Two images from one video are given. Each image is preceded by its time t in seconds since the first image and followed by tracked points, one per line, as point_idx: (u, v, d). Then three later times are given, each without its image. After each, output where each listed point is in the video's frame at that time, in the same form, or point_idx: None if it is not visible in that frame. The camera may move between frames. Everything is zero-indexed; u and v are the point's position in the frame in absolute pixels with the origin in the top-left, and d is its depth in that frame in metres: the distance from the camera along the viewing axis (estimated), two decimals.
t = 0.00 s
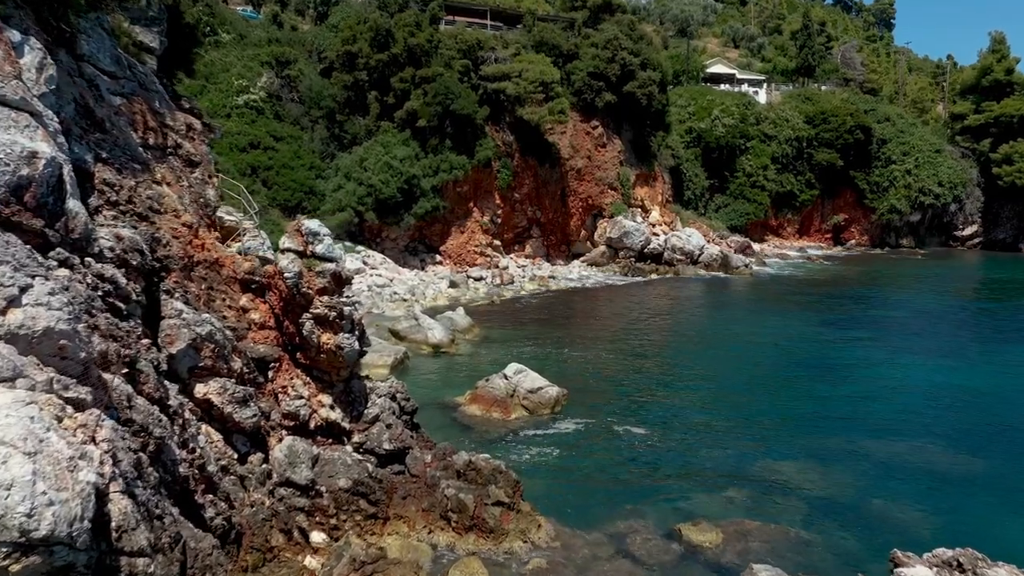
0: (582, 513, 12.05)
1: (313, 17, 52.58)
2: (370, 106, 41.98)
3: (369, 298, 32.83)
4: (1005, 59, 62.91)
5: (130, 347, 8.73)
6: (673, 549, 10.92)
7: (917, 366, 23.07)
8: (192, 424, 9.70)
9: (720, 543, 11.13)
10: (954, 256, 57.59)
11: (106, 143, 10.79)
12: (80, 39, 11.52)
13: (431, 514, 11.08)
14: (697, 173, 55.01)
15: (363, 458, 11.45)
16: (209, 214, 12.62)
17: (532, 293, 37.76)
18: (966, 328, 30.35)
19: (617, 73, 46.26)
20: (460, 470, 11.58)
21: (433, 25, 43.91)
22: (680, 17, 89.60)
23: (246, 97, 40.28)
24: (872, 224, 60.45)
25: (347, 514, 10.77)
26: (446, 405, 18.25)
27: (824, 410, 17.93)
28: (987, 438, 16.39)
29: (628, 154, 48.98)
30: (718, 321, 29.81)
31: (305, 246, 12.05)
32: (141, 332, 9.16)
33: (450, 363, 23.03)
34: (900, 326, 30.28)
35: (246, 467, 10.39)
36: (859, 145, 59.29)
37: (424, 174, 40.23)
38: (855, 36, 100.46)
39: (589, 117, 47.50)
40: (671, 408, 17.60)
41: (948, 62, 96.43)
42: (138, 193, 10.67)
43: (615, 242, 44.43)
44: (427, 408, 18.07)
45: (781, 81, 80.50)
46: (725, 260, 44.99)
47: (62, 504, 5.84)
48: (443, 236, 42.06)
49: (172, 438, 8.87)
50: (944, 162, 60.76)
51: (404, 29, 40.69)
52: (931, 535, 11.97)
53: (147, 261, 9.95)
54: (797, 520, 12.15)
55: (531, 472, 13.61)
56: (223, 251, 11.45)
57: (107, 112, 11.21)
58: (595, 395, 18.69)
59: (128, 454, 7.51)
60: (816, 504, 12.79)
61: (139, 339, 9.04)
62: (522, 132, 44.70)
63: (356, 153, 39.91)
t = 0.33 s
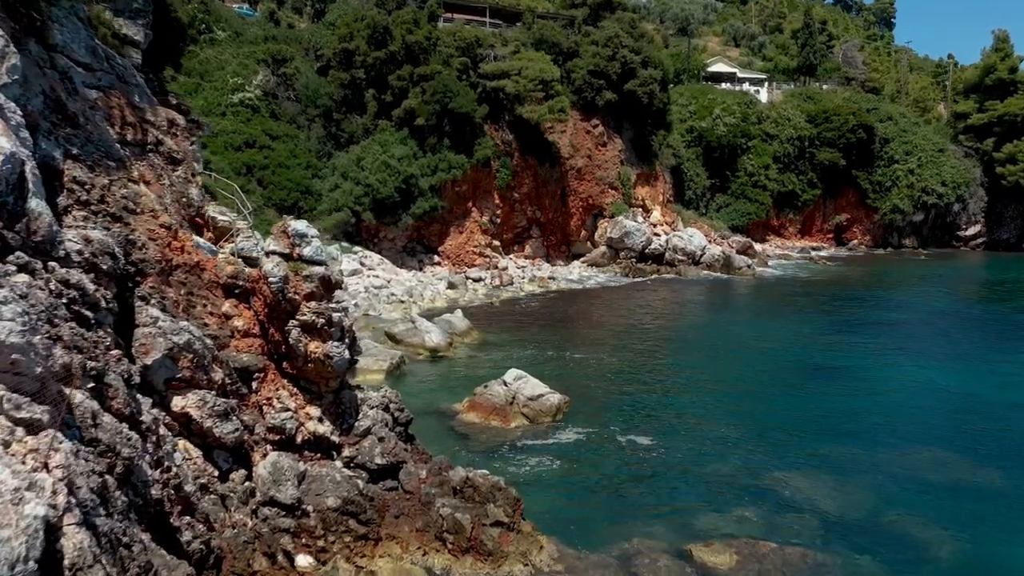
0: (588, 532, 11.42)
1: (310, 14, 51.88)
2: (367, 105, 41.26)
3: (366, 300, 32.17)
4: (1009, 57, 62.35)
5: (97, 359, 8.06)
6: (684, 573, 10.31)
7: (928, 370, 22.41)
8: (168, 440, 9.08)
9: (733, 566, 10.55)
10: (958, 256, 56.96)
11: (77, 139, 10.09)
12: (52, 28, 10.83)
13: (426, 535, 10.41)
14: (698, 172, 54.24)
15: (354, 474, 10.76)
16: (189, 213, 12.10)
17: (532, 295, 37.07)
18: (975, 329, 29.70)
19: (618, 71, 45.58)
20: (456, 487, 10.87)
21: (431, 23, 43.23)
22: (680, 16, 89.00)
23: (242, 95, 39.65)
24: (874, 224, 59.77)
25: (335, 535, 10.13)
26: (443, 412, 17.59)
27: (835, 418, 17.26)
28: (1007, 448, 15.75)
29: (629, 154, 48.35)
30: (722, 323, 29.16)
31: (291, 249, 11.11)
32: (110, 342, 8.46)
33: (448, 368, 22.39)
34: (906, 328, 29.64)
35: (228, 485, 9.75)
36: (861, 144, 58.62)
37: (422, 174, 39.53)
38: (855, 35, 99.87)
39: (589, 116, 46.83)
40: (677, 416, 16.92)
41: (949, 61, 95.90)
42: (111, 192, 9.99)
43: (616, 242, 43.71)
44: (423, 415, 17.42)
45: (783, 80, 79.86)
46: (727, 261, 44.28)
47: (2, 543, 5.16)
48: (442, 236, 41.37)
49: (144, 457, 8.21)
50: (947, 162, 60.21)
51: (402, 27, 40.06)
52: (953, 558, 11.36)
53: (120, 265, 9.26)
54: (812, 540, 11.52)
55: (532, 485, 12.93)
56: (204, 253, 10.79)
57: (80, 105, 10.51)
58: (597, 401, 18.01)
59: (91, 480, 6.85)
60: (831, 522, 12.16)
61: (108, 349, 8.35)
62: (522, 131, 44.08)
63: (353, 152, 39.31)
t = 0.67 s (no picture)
0: (592, 552, 10.81)
1: (307, 12, 51.22)
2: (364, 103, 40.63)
3: (362, 302, 31.50)
4: (1012, 56, 61.79)
5: (60, 373, 7.40)
6: None
7: (938, 374, 21.71)
8: (142, 458, 8.43)
9: None
10: (962, 257, 56.33)
11: (45, 133, 9.41)
12: (22, 16, 10.15)
13: (420, 557, 9.75)
14: (699, 172, 53.60)
15: (343, 492, 10.10)
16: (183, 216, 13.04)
17: (531, 296, 36.43)
18: (983, 331, 29.11)
19: (618, 70, 44.98)
20: (452, 506, 10.40)
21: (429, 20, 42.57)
22: (680, 15, 88.39)
23: (237, 93, 39.14)
24: (877, 224, 59.21)
25: (322, 558, 9.43)
26: (440, 420, 16.94)
27: (846, 427, 16.60)
28: None
29: (630, 153, 47.75)
30: (724, 326, 28.51)
31: (277, 251, 10.32)
32: (76, 353, 7.79)
33: (445, 373, 21.76)
34: (912, 331, 29.04)
35: (208, 505, 9.11)
36: (864, 143, 58.06)
37: (420, 173, 38.86)
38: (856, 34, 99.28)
39: (589, 115, 46.19)
40: (681, 425, 16.25)
41: (950, 60, 95.36)
42: (82, 190, 9.31)
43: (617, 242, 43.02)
44: (419, 423, 16.78)
45: (784, 79, 79.24)
46: (730, 262, 43.38)
47: None
48: (440, 236, 40.71)
49: (112, 479, 7.55)
50: (950, 161, 59.65)
51: (400, 24, 39.44)
52: None
53: (89, 270, 8.60)
54: (829, 562, 10.90)
55: (530, 500, 12.25)
56: (182, 257, 10.14)
57: (50, 98, 9.82)
58: (597, 409, 17.34)
59: (46, 508, 6.25)
60: (848, 541, 11.54)
61: (73, 361, 7.68)
62: (522, 130, 43.48)
63: (349, 151, 38.68)
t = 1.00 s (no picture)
0: None
1: (303, 9, 50.45)
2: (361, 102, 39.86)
3: (358, 304, 30.74)
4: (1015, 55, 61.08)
5: (7, 394, 6.65)
6: None
7: (951, 381, 21.02)
8: (105, 484, 7.66)
9: None
10: (966, 257, 55.56)
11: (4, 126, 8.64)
12: None
13: None
14: (700, 171, 52.83)
15: (328, 516, 9.38)
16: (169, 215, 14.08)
17: (531, 297, 35.67)
18: (991, 335, 28.36)
19: (619, 68, 44.25)
20: (447, 531, 9.61)
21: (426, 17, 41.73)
22: (680, 13, 87.66)
23: (231, 91, 39.00)
24: (879, 224, 58.52)
25: None
26: (436, 430, 16.19)
27: (860, 439, 15.87)
28: None
29: (631, 152, 47.03)
30: (727, 330, 27.80)
31: (257, 255, 9.62)
32: (27, 370, 7.02)
33: (441, 378, 21.01)
34: (919, 335, 28.32)
35: (180, 533, 8.34)
36: (866, 143, 57.39)
37: (417, 173, 38.05)
38: (856, 33, 98.55)
39: (589, 113, 45.45)
40: (688, 437, 15.50)
41: (951, 59, 94.63)
42: (43, 188, 8.54)
43: (618, 243, 42.27)
44: (414, 433, 16.05)
45: (785, 79, 78.54)
46: (732, 263, 42.56)
47: None
48: (438, 237, 39.94)
49: (68, 511, 6.78)
50: (953, 161, 58.89)
51: (397, 20, 38.58)
52: None
53: (48, 278, 7.83)
54: None
55: (529, 522, 11.51)
56: (155, 261, 9.42)
57: (13, 90, 9.06)
58: (598, 420, 16.59)
59: None
60: (868, 564, 10.80)
61: (22, 379, 6.91)
62: (521, 129, 42.72)
63: (345, 150, 37.93)
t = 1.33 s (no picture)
0: None
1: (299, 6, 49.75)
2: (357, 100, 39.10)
3: (354, 306, 29.98)
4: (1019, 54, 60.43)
5: None
6: None
7: (962, 380, 20.32)
8: (64, 511, 6.93)
9: None
10: (969, 258, 54.89)
11: None
12: None
13: None
14: (702, 171, 52.09)
15: (311, 541, 8.73)
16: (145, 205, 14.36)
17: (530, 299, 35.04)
18: (999, 336, 27.67)
19: (619, 66, 43.56)
20: (441, 557, 8.90)
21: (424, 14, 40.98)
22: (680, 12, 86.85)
23: (226, 89, 38.31)
24: (881, 225, 57.98)
25: None
26: (432, 440, 15.49)
27: (873, 446, 15.20)
28: None
29: (631, 152, 46.39)
30: (731, 333, 27.14)
31: (236, 259, 9.08)
32: None
33: (438, 383, 20.31)
34: (926, 336, 27.64)
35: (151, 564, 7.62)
36: (868, 142, 56.78)
37: (415, 172, 37.24)
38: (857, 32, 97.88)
39: (589, 112, 44.79)
40: (694, 448, 14.82)
41: (951, 59, 94.03)
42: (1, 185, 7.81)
43: (619, 243, 41.71)
44: (408, 442, 15.40)
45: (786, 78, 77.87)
46: (734, 264, 41.89)
47: None
48: (436, 237, 39.22)
49: (16, 545, 6.03)
50: (956, 160, 58.12)
51: (393, 18, 37.73)
52: None
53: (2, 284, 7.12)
54: None
55: (528, 541, 10.83)
56: (126, 265, 8.79)
57: None
58: (599, 430, 15.88)
59: None
60: None
61: None
62: (520, 128, 42.02)
63: (342, 149, 37.22)
